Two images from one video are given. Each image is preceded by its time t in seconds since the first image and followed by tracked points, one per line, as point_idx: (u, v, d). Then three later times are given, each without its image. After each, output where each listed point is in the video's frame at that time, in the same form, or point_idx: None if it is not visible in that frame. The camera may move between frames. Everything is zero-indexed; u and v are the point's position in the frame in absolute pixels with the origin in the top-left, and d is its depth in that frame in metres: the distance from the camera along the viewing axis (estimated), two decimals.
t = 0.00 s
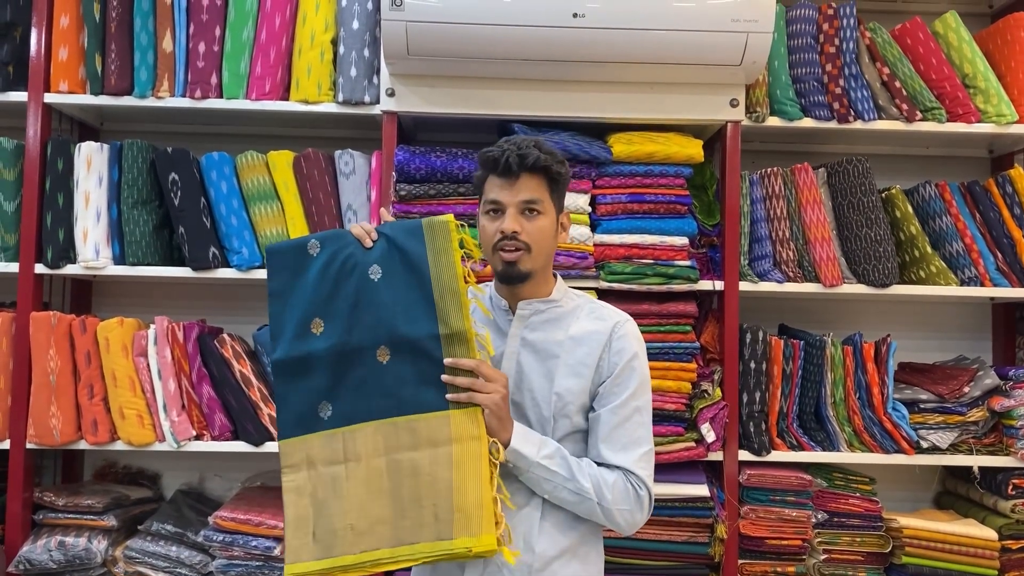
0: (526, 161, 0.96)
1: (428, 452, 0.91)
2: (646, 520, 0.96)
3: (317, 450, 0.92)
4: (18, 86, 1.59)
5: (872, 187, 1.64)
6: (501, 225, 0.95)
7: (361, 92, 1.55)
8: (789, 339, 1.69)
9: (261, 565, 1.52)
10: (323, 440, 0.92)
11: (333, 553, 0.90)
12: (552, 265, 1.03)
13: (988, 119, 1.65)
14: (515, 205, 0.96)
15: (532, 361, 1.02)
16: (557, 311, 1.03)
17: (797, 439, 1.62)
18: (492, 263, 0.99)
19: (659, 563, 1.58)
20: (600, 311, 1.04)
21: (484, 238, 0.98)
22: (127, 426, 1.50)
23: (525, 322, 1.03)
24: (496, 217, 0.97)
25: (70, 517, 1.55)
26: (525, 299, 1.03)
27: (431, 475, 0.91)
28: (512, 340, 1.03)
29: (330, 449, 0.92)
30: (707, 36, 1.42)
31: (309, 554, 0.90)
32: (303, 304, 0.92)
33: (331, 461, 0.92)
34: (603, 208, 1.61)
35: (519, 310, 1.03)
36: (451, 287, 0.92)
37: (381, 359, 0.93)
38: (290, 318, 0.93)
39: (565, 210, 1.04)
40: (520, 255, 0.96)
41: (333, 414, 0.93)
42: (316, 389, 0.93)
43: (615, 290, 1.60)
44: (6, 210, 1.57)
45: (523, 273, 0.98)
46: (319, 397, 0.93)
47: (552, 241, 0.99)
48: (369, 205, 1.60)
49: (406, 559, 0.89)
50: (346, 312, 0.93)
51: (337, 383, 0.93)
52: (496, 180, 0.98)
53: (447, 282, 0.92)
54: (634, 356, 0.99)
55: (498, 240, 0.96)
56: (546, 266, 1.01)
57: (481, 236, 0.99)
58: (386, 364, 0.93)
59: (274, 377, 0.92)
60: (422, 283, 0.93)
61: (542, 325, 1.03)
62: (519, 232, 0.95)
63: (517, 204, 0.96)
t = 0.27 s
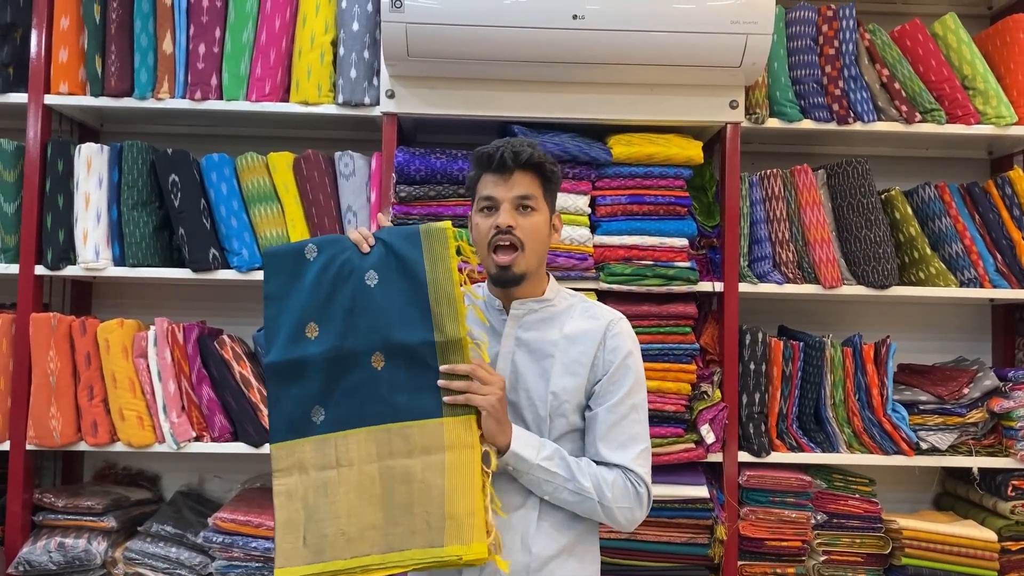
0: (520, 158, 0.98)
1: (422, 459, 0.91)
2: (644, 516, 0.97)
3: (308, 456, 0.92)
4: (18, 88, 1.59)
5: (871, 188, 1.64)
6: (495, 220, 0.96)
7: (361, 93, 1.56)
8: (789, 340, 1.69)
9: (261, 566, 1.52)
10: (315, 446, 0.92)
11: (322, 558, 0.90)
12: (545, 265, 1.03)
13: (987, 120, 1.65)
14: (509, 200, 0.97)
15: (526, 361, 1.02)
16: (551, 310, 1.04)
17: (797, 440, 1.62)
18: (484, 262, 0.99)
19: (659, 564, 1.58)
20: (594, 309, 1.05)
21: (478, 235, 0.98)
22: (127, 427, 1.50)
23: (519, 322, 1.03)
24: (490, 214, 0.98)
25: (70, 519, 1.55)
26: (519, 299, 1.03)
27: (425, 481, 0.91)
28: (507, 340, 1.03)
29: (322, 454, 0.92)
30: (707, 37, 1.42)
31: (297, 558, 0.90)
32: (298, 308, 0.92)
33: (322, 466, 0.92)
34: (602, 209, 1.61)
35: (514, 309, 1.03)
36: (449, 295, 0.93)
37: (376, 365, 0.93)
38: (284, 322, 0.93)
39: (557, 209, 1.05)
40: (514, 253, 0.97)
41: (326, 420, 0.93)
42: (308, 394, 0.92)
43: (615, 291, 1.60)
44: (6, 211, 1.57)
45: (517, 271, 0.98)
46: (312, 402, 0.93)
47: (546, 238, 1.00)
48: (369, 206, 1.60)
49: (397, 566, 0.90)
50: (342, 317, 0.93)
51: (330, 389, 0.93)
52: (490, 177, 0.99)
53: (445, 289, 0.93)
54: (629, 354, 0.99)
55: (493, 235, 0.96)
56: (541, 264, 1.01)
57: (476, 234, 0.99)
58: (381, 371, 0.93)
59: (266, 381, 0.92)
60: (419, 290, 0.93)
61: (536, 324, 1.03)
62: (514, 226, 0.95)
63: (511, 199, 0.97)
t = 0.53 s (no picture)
0: (515, 156, 1.00)
1: (403, 478, 0.98)
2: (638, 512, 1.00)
3: (289, 460, 0.97)
4: (18, 89, 1.59)
5: (870, 189, 1.64)
6: (494, 216, 0.97)
7: (360, 94, 1.56)
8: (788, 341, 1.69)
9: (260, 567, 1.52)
10: (296, 450, 0.97)
11: (296, 562, 0.95)
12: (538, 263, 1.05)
13: (986, 121, 1.65)
14: (507, 197, 0.98)
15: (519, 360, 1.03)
16: (543, 308, 1.06)
17: (796, 441, 1.62)
18: (481, 258, 0.99)
19: (659, 565, 1.57)
20: (586, 308, 1.07)
21: (475, 231, 0.99)
22: (126, 428, 1.50)
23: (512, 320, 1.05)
24: (487, 211, 0.99)
25: (69, 520, 1.55)
26: (513, 298, 1.05)
27: (403, 499, 0.98)
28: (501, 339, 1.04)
29: (303, 461, 0.97)
30: (706, 39, 1.42)
31: (271, 560, 0.94)
32: (294, 313, 0.97)
33: (303, 473, 0.97)
34: (602, 210, 1.61)
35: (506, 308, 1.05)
36: (440, 317, 0.99)
37: (362, 379, 0.99)
38: (279, 325, 0.97)
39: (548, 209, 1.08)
40: (513, 245, 0.97)
41: (308, 426, 0.98)
42: (294, 399, 0.97)
43: (614, 292, 1.60)
44: (5, 213, 1.57)
45: (515, 266, 0.98)
46: (297, 408, 0.97)
47: (541, 235, 1.01)
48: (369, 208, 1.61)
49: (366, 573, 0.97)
50: (334, 327, 0.98)
51: (316, 396, 0.98)
52: (486, 175, 1.01)
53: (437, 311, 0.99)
54: (624, 353, 1.02)
55: (492, 230, 0.97)
56: (535, 261, 1.02)
57: (471, 231, 1.00)
58: (368, 385, 0.99)
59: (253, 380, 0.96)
60: (410, 310, 0.99)
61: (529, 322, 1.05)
62: (512, 222, 0.97)
63: (508, 196, 0.99)
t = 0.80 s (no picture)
0: (512, 155, 1.00)
1: (390, 483, 0.97)
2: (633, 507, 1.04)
3: (278, 462, 0.97)
4: (17, 90, 1.59)
5: (869, 190, 1.64)
6: (488, 212, 0.97)
7: (360, 95, 1.56)
8: (788, 342, 1.69)
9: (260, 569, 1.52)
10: (286, 453, 0.97)
11: (281, 565, 0.94)
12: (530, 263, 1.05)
13: (986, 122, 1.65)
14: (501, 194, 0.99)
15: (514, 360, 1.05)
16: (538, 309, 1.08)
17: (796, 442, 1.62)
18: (474, 254, 0.99)
19: (658, 566, 1.57)
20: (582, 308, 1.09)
21: (468, 226, 0.99)
22: (125, 429, 1.50)
23: (506, 322, 1.07)
24: (481, 207, 0.99)
25: (68, 521, 1.55)
26: (505, 298, 1.06)
27: (388, 504, 0.96)
28: (496, 339, 1.06)
29: (292, 464, 0.97)
30: (706, 40, 1.42)
31: (258, 562, 0.93)
32: (286, 317, 0.97)
33: (292, 475, 0.96)
34: (601, 211, 1.61)
35: (501, 309, 1.06)
36: (430, 322, 0.97)
37: (350, 385, 0.98)
38: (272, 329, 0.98)
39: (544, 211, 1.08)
40: (505, 242, 0.97)
41: (298, 430, 0.98)
42: (285, 403, 0.97)
43: (614, 293, 1.60)
44: (5, 214, 1.57)
45: (506, 262, 0.98)
46: (287, 412, 0.97)
47: (533, 235, 1.01)
48: (369, 209, 1.61)
49: None
50: (325, 332, 0.98)
51: (306, 400, 0.98)
52: (481, 173, 1.01)
53: (427, 316, 0.97)
54: (622, 354, 1.04)
55: (484, 226, 0.97)
56: (527, 260, 1.02)
57: (464, 226, 1.00)
58: (357, 390, 0.98)
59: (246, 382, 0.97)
60: (400, 315, 0.98)
61: (523, 323, 1.07)
62: (506, 218, 0.97)
63: (502, 194, 0.99)
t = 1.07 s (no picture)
0: (508, 161, 1.00)
1: (385, 486, 0.96)
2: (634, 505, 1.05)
3: (278, 465, 0.97)
4: (18, 90, 1.59)
5: (869, 191, 1.64)
6: (483, 220, 0.97)
7: (360, 96, 1.56)
8: (787, 342, 1.69)
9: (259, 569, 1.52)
10: (286, 456, 0.97)
11: (279, 568, 0.94)
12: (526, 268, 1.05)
13: (986, 123, 1.65)
14: (496, 201, 0.99)
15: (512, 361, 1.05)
16: (535, 311, 1.09)
17: (796, 443, 1.62)
18: (470, 260, 1.00)
19: (658, 567, 1.57)
20: (578, 311, 1.09)
21: (464, 233, 0.99)
22: (125, 430, 1.50)
23: (505, 323, 1.07)
24: (477, 214, 0.99)
25: (68, 522, 1.54)
26: (502, 301, 1.06)
27: (383, 508, 0.95)
28: (494, 341, 1.06)
29: (291, 467, 0.97)
30: (706, 40, 1.42)
31: (258, 565, 0.94)
32: (285, 320, 0.97)
33: (290, 478, 0.96)
34: (601, 212, 1.61)
35: (498, 311, 1.06)
36: (426, 324, 0.97)
37: (348, 387, 0.98)
38: (272, 332, 0.98)
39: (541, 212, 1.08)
40: (501, 249, 0.98)
41: (298, 433, 0.98)
42: (284, 406, 0.97)
43: (614, 293, 1.60)
44: (5, 214, 1.56)
45: (502, 269, 0.99)
46: (287, 414, 0.97)
47: (530, 240, 1.02)
48: (368, 209, 1.61)
49: None
50: (324, 335, 0.98)
51: (306, 403, 0.98)
52: (477, 178, 1.01)
53: (423, 318, 0.97)
54: (618, 358, 1.05)
55: (480, 234, 0.97)
56: (523, 266, 1.03)
57: (461, 233, 1.00)
58: (355, 392, 0.98)
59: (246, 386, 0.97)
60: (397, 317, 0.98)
61: (521, 325, 1.07)
62: (501, 227, 0.97)
63: (498, 200, 0.99)
